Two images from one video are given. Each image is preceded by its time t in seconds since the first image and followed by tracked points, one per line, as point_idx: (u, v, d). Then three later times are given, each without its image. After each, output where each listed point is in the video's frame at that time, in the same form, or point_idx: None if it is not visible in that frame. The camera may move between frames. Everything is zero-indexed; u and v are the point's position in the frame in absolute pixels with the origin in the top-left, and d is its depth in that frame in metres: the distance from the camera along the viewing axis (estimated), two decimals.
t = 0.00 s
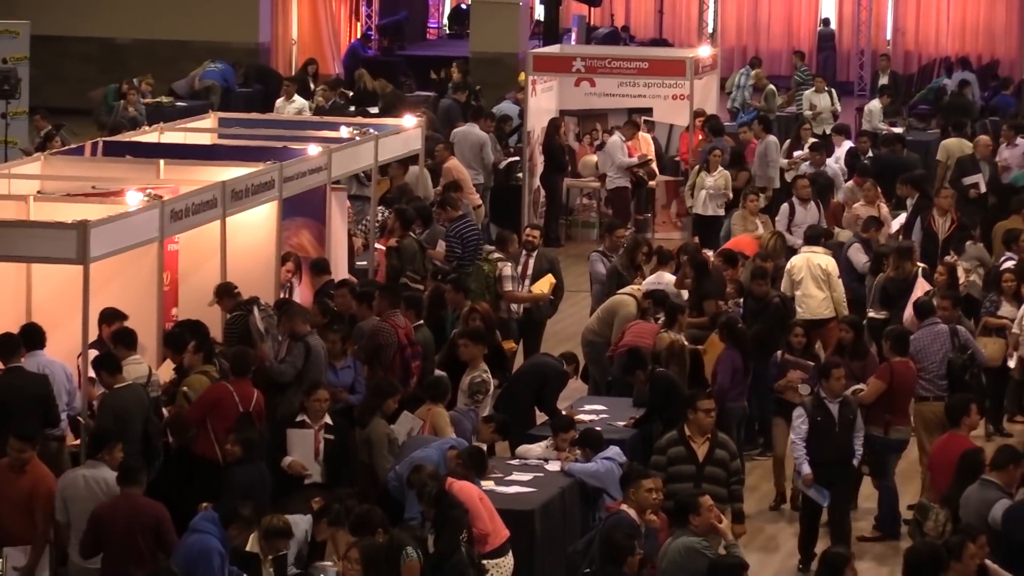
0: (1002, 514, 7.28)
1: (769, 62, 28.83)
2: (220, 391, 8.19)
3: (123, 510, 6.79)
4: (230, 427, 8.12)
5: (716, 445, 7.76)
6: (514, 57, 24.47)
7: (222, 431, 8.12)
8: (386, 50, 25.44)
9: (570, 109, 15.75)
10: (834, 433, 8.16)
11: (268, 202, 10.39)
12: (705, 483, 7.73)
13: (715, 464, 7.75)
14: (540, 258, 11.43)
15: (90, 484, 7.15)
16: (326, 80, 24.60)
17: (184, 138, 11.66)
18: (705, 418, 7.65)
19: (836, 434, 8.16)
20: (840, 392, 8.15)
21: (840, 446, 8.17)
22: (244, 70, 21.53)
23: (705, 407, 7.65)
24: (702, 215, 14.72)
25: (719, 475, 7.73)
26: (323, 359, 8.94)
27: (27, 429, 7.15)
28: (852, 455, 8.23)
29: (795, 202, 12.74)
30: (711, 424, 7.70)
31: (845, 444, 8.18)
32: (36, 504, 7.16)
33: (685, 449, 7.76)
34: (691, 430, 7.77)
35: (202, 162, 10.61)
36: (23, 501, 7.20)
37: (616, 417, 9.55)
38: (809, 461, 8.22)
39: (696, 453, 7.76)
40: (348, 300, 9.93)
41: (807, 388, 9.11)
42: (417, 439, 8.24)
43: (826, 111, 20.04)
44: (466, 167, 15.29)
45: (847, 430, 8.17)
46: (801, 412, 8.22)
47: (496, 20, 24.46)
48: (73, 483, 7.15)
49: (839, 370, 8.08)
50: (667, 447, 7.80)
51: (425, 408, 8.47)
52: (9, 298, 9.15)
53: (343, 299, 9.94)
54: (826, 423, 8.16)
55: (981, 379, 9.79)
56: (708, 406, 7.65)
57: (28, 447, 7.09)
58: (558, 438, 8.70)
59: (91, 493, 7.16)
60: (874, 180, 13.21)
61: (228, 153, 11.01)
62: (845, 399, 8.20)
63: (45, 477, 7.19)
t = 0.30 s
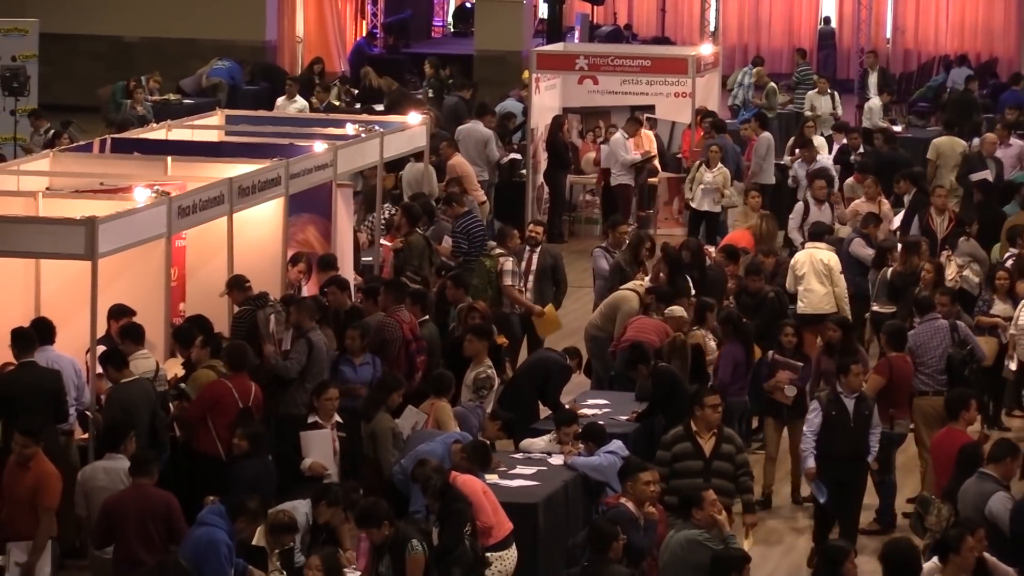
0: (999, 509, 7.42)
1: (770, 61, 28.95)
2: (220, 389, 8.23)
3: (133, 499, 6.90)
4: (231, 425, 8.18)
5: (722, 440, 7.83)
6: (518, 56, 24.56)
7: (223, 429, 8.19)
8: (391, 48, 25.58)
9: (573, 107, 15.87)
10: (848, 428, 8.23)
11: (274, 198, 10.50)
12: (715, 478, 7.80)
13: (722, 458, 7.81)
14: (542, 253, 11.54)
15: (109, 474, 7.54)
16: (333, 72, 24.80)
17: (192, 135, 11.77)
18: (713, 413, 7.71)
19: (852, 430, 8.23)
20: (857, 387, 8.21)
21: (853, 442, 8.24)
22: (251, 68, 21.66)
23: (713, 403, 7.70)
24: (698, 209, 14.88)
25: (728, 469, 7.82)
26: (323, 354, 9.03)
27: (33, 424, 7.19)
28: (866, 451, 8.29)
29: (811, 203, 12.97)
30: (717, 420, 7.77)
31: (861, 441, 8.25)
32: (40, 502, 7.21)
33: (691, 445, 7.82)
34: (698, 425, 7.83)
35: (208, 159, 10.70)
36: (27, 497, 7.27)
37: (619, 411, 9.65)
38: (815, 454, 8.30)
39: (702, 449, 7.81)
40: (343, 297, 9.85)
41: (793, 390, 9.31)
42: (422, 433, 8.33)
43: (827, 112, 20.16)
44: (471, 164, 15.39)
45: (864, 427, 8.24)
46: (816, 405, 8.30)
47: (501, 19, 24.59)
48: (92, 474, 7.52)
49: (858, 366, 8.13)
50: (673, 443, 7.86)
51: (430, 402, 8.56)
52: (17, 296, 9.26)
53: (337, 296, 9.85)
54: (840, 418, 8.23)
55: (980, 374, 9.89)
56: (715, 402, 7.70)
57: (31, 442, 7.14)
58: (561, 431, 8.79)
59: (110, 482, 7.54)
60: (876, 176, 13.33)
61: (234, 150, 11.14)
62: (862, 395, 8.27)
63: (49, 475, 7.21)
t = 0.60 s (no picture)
0: (999, 503, 7.54)
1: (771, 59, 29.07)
2: (221, 384, 8.29)
3: (156, 484, 7.01)
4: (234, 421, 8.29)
5: (723, 440, 7.87)
6: (522, 54, 24.71)
7: (225, 426, 8.30)
8: (397, 47, 25.75)
9: (576, 105, 16.03)
10: (854, 432, 8.32)
11: (281, 195, 10.61)
12: (718, 480, 7.82)
13: (725, 460, 7.84)
14: (546, 250, 11.64)
15: (125, 456, 7.66)
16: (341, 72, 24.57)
17: (199, 132, 11.89)
18: (710, 415, 7.75)
19: (857, 433, 8.32)
20: (860, 391, 8.32)
21: (859, 446, 8.33)
22: (259, 66, 21.80)
23: (710, 405, 7.74)
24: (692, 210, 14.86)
25: (728, 468, 7.83)
26: (324, 347, 8.99)
27: (40, 420, 7.18)
28: (874, 454, 8.38)
29: (828, 199, 12.97)
30: (715, 421, 7.82)
31: (867, 445, 8.34)
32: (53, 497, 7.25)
33: (693, 449, 7.84)
34: (698, 428, 7.87)
35: (213, 157, 10.82)
36: (41, 493, 7.28)
37: (622, 406, 9.77)
38: (821, 458, 8.41)
39: (704, 451, 7.84)
40: (341, 293, 9.87)
41: (777, 383, 9.46)
42: (427, 428, 8.45)
43: (828, 110, 20.28)
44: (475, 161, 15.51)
45: (870, 432, 8.33)
46: (821, 409, 8.41)
47: (505, 17, 24.71)
48: (108, 455, 7.64)
49: (860, 369, 8.23)
50: (674, 448, 7.87)
51: (435, 397, 8.62)
52: (27, 291, 9.37)
53: (336, 293, 9.88)
54: (845, 422, 8.32)
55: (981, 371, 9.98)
56: (711, 404, 7.74)
57: (41, 438, 7.13)
58: (563, 426, 8.98)
59: (128, 464, 7.66)
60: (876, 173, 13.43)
61: (242, 147, 11.25)
62: (866, 398, 8.37)
63: (59, 471, 7.24)
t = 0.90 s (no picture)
0: (1000, 495, 7.59)
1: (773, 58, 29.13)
2: (223, 381, 8.40)
3: (166, 475, 7.13)
4: (238, 417, 8.39)
5: (726, 436, 7.97)
6: (526, 52, 24.85)
7: (228, 422, 8.40)
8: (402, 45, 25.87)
9: (581, 101, 16.14)
10: (853, 427, 8.42)
11: (289, 191, 10.72)
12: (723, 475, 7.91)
13: (728, 455, 7.94)
14: (550, 246, 11.75)
15: (145, 448, 7.77)
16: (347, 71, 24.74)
17: (207, 130, 12.00)
18: (712, 411, 7.86)
19: (857, 429, 8.42)
20: (858, 386, 8.43)
21: (859, 441, 8.43)
22: (267, 63, 21.89)
23: (711, 401, 7.86)
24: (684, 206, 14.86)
25: (729, 463, 7.93)
26: (326, 344, 9.10)
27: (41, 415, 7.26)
28: (875, 448, 8.47)
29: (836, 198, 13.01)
30: (717, 417, 7.93)
31: (868, 440, 8.44)
32: (62, 493, 7.32)
33: (698, 445, 7.92)
34: (700, 425, 7.96)
35: (221, 154, 10.99)
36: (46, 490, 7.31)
37: (625, 400, 9.87)
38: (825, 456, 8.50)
39: (709, 448, 7.92)
40: (347, 291, 9.97)
41: (769, 385, 9.63)
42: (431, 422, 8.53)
43: (829, 108, 20.37)
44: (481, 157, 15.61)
45: (871, 428, 8.44)
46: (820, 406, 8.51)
47: (510, 15, 24.86)
48: (130, 448, 7.75)
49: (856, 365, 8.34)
50: (678, 444, 7.95)
51: (441, 391, 8.76)
52: (36, 287, 9.48)
53: (342, 290, 9.98)
54: (845, 418, 8.43)
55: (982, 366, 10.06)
56: (713, 401, 7.86)
57: (45, 432, 7.21)
58: (568, 420, 9.03)
59: (146, 455, 7.76)
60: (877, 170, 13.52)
61: (249, 144, 11.36)
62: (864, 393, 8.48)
63: (66, 465, 7.31)
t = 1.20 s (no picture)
0: (1003, 489, 7.64)
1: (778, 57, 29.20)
2: (228, 378, 8.51)
3: (172, 463, 7.25)
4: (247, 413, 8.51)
5: (737, 441, 8.04)
6: (533, 51, 24.95)
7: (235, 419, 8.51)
8: (410, 43, 25.97)
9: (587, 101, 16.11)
10: (857, 428, 8.51)
11: (298, 188, 10.84)
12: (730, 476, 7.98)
13: (738, 460, 8.01)
14: (556, 244, 11.85)
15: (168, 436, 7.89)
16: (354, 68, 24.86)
17: (217, 127, 12.12)
18: (726, 414, 7.99)
19: (862, 430, 8.51)
20: (864, 387, 8.52)
21: (863, 443, 8.53)
22: (276, 63, 21.97)
23: (726, 405, 7.98)
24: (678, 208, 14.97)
25: (738, 468, 7.99)
26: (333, 342, 9.21)
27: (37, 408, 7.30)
28: (879, 450, 8.58)
29: (845, 198, 13.20)
30: (730, 421, 8.03)
31: (873, 441, 8.54)
32: (67, 483, 7.35)
33: (708, 447, 8.03)
34: (712, 428, 8.08)
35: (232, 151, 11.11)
36: (48, 483, 7.33)
37: (630, 396, 9.97)
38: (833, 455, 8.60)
39: (719, 451, 8.03)
40: (355, 288, 10.02)
41: (772, 380, 9.69)
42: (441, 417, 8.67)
43: (833, 107, 20.44)
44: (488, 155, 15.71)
45: (875, 428, 8.52)
46: (826, 406, 8.61)
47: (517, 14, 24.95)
48: (152, 434, 7.88)
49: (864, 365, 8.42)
50: (690, 446, 8.09)
51: (451, 387, 8.86)
52: (47, 282, 9.59)
53: (349, 287, 10.02)
54: (849, 419, 8.52)
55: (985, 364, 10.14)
56: (727, 404, 7.98)
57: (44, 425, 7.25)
58: (573, 416, 9.13)
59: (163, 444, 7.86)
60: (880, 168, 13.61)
61: (258, 143, 11.50)
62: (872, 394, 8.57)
63: (67, 456, 7.35)
